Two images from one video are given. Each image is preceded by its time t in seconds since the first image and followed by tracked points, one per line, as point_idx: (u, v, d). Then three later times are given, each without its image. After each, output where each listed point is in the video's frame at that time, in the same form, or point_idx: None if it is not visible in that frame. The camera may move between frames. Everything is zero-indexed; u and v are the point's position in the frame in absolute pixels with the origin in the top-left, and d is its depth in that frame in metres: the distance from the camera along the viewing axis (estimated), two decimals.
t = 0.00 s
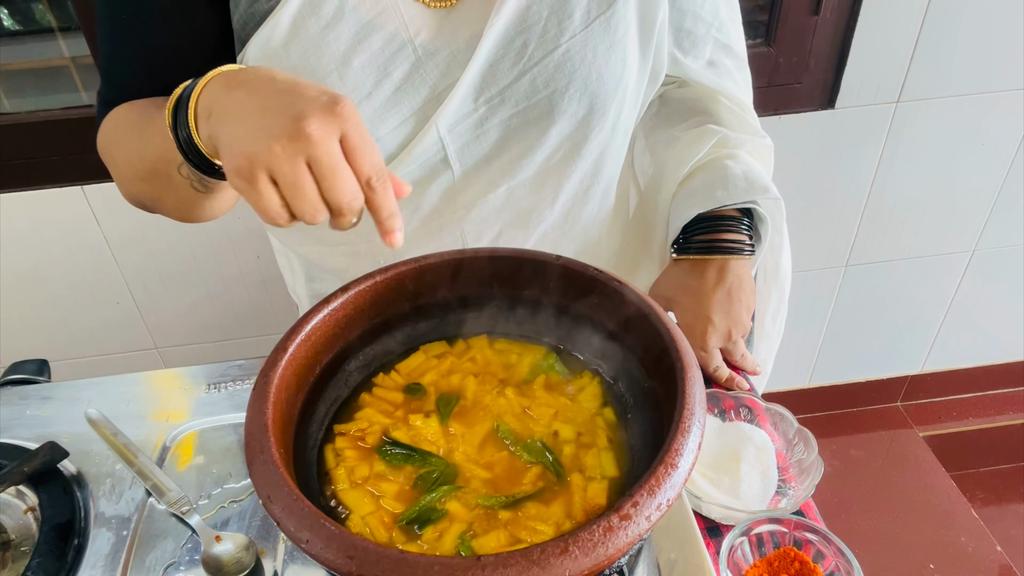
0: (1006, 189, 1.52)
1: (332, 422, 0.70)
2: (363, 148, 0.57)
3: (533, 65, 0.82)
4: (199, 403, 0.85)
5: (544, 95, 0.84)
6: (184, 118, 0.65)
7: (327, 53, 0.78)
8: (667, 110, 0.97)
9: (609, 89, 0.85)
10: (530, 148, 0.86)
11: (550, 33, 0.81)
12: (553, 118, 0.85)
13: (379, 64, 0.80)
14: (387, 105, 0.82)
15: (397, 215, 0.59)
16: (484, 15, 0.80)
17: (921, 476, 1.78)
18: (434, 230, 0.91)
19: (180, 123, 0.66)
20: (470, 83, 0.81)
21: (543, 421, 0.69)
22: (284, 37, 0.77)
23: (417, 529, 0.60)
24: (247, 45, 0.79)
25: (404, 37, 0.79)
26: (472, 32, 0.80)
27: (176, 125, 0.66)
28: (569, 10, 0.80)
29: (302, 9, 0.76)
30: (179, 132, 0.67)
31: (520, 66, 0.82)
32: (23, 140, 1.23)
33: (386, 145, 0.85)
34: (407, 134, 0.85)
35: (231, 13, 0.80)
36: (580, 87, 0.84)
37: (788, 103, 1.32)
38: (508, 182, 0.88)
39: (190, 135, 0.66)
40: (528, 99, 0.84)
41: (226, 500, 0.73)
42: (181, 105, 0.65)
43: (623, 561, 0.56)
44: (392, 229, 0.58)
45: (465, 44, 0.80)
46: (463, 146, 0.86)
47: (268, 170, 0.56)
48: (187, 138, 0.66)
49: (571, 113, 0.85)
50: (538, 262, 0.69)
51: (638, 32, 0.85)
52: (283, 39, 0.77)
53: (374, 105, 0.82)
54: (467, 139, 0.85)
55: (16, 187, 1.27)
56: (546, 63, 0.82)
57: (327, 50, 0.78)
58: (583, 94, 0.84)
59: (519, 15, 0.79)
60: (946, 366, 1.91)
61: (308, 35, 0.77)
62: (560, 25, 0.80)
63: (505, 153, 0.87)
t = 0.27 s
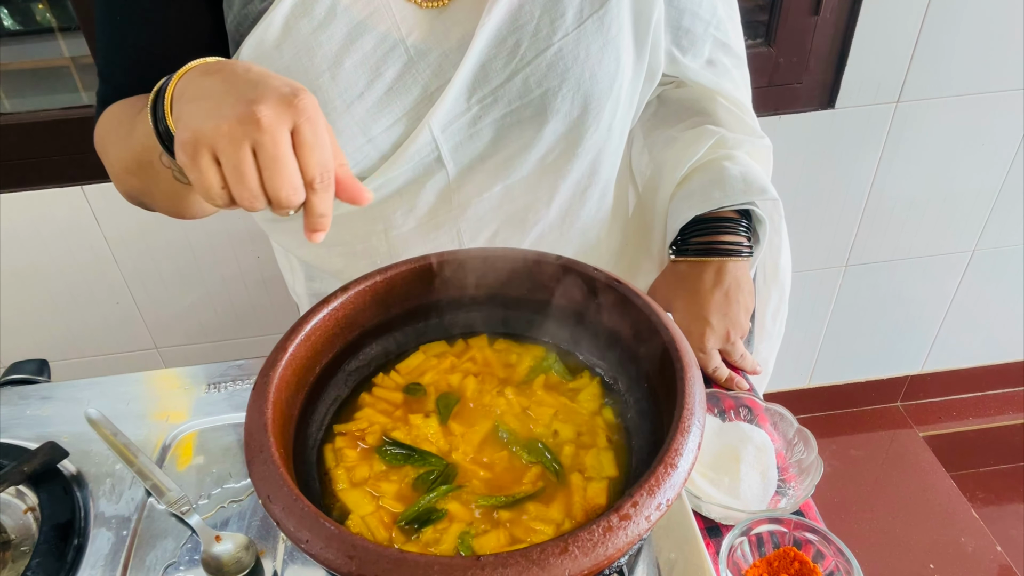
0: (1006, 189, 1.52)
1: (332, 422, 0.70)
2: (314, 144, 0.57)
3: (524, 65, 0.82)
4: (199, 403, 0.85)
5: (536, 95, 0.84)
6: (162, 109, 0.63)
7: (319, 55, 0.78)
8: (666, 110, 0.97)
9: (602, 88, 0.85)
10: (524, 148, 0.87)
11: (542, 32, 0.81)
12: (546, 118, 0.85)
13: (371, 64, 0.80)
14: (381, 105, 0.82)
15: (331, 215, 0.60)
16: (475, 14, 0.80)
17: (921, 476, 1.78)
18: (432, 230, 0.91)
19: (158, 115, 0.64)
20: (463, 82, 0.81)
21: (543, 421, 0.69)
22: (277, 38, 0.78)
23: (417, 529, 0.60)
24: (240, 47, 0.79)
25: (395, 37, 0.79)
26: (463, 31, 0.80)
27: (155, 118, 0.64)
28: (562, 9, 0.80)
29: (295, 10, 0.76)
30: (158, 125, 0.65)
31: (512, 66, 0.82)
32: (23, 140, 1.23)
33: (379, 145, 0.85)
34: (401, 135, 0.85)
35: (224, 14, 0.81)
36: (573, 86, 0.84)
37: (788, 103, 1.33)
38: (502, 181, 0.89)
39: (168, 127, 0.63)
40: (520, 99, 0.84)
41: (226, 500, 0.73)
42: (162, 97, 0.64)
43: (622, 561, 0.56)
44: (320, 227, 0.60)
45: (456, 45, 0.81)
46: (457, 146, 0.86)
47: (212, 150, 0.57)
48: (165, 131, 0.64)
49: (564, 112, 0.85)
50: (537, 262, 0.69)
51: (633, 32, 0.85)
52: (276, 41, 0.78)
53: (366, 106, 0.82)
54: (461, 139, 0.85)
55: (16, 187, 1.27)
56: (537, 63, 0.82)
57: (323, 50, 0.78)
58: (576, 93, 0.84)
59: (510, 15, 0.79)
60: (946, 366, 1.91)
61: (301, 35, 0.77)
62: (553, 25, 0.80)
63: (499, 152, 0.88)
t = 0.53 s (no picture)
0: (1006, 189, 1.52)
1: (332, 422, 0.70)
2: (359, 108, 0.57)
3: (523, 63, 0.82)
4: (198, 403, 0.85)
5: (535, 92, 0.84)
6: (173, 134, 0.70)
7: (317, 56, 0.78)
8: (664, 110, 0.97)
9: (600, 86, 0.85)
10: (523, 147, 0.87)
11: (540, 31, 0.81)
12: (545, 116, 0.85)
13: (371, 63, 0.80)
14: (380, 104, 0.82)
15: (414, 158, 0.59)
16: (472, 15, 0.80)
17: (921, 476, 1.78)
18: (432, 231, 0.91)
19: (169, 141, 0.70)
20: (461, 80, 0.81)
21: (543, 422, 0.69)
22: (276, 38, 0.78)
23: (417, 530, 0.60)
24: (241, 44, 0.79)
25: (395, 36, 0.79)
26: (462, 31, 0.80)
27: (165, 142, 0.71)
28: (560, 8, 0.80)
29: (293, 9, 0.76)
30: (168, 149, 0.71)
31: (510, 64, 0.82)
32: (23, 140, 1.23)
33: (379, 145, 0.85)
34: (400, 134, 0.85)
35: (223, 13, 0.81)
36: (572, 84, 0.84)
37: (788, 103, 1.33)
38: (502, 180, 0.89)
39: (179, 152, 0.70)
40: (520, 98, 0.84)
41: (226, 500, 0.73)
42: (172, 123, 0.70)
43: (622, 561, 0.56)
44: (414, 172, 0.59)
45: (455, 44, 0.81)
46: (457, 145, 0.86)
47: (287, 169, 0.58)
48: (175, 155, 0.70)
49: (563, 110, 0.85)
50: (537, 261, 0.69)
51: (632, 32, 0.85)
52: (275, 40, 0.78)
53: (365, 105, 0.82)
54: (462, 139, 0.85)
55: (16, 187, 1.27)
56: (536, 62, 0.82)
57: (322, 51, 0.78)
58: (575, 91, 0.84)
59: (509, 14, 0.79)
60: (946, 366, 1.91)
61: (300, 34, 0.77)
62: (551, 23, 0.81)
63: (498, 151, 0.88)
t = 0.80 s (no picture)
0: (1005, 189, 1.52)
1: (332, 422, 0.70)
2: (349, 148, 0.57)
3: (531, 66, 0.82)
4: (198, 403, 0.85)
5: (543, 95, 0.84)
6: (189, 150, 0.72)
7: (325, 57, 0.78)
8: (664, 110, 0.97)
9: (607, 89, 0.85)
10: (528, 148, 0.87)
11: (547, 35, 0.81)
12: (553, 118, 0.85)
13: (380, 64, 0.80)
14: (387, 107, 0.82)
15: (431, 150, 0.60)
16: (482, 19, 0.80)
17: (921, 476, 1.78)
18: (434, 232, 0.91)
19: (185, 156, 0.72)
20: (470, 84, 0.81)
21: (542, 422, 0.69)
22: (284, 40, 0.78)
23: (417, 530, 0.60)
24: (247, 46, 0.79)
25: (402, 39, 0.79)
26: (469, 33, 0.80)
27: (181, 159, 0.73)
28: (567, 11, 0.79)
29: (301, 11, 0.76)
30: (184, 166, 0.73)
31: (519, 67, 0.82)
32: (24, 140, 1.23)
33: (385, 147, 0.85)
34: (407, 136, 0.85)
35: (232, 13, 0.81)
36: (579, 86, 0.84)
37: (788, 103, 1.33)
38: (506, 182, 0.89)
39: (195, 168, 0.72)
40: (527, 100, 0.84)
41: (226, 500, 0.73)
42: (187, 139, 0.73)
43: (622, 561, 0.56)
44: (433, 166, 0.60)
45: (463, 46, 0.80)
46: (462, 147, 0.86)
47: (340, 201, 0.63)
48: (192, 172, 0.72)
49: (570, 113, 0.85)
50: (538, 262, 0.69)
51: (635, 34, 0.85)
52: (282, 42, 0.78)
53: (375, 107, 0.82)
54: (467, 141, 0.85)
55: (16, 187, 1.27)
56: (544, 65, 0.82)
57: (326, 53, 0.78)
58: (582, 94, 0.84)
59: (518, 17, 0.79)
60: (946, 366, 1.91)
61: (309, 36, 0.77)
62: (558, 27, 0.80)
63: (503, 154, 0.88)
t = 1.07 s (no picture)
0: (1005, 189, 1.52)
1: (332, 422, 0.70)
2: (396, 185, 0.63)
3: (533, 71, 0.82)
4: (198, 403, 0.85)
5: (545, 100, 0.84)
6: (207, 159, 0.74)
7: (327, 60, 0.78)
8: (664, 112, 0.97)
9: (610, 94, 0.85)
10: (531, 152, 0.86)
11: (550, 40, 0.81)
12: (556, 122, 0.85)
13: (382, 68, 0.80)
14: (389, 109, 0.82)
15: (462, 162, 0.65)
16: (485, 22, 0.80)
17: (921, 476, 1.78)
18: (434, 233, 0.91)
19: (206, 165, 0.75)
20: (472, 89, 0.81)
21: (542, 422, 0.69)
22: (287, 43, 0.78)
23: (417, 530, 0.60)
24: (249, 49, 0.80)
25: (405, 43, 0.79)
26: (473, 36, 0.80)
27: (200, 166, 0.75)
28: (570, 16, 0.79)
29: (304, 13, 0.77)
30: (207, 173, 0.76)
31: (521, 72, 0.82)
32: (24, 140, 1.23)
33: (387, 150, 0.85)
34: (408, 139, 0.85)
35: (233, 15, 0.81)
36: (581, 92, 0.83)
37: (788, 103, 1.33)
38: (508, 184, 0.88)
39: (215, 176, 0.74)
40: (529, 105, 0.84)
41: (226, 500, 0.73)
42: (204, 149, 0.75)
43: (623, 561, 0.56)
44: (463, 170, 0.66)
45: (466, 50, 0.80)
46: (464, 150, 0.86)
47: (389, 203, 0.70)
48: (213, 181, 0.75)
49: (573, 117, 0.85)
50: (539, 263, 0.70)
51: (637, 38, 0.85)
52: (285, 45, 0.78)
53: (376, 111, 0.82)
54: (469, 144, 0.86)
55: (16, 187, 1.27)
56: (546, 70, 0.82)
57: (328, 56, 0.78)
58: (584, 99, 0.84)
59: (520, 22, 0.79)
60: (946, 366, 1.91)
61: (312, 39, 0.78)
62: (561, 32, 0.80)
63: (506, 157, 0.88)
